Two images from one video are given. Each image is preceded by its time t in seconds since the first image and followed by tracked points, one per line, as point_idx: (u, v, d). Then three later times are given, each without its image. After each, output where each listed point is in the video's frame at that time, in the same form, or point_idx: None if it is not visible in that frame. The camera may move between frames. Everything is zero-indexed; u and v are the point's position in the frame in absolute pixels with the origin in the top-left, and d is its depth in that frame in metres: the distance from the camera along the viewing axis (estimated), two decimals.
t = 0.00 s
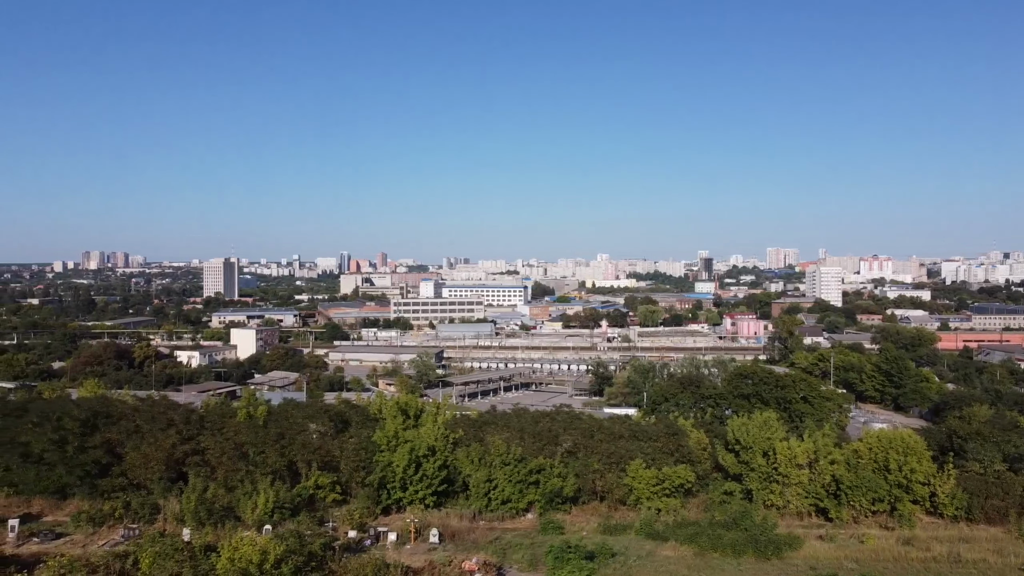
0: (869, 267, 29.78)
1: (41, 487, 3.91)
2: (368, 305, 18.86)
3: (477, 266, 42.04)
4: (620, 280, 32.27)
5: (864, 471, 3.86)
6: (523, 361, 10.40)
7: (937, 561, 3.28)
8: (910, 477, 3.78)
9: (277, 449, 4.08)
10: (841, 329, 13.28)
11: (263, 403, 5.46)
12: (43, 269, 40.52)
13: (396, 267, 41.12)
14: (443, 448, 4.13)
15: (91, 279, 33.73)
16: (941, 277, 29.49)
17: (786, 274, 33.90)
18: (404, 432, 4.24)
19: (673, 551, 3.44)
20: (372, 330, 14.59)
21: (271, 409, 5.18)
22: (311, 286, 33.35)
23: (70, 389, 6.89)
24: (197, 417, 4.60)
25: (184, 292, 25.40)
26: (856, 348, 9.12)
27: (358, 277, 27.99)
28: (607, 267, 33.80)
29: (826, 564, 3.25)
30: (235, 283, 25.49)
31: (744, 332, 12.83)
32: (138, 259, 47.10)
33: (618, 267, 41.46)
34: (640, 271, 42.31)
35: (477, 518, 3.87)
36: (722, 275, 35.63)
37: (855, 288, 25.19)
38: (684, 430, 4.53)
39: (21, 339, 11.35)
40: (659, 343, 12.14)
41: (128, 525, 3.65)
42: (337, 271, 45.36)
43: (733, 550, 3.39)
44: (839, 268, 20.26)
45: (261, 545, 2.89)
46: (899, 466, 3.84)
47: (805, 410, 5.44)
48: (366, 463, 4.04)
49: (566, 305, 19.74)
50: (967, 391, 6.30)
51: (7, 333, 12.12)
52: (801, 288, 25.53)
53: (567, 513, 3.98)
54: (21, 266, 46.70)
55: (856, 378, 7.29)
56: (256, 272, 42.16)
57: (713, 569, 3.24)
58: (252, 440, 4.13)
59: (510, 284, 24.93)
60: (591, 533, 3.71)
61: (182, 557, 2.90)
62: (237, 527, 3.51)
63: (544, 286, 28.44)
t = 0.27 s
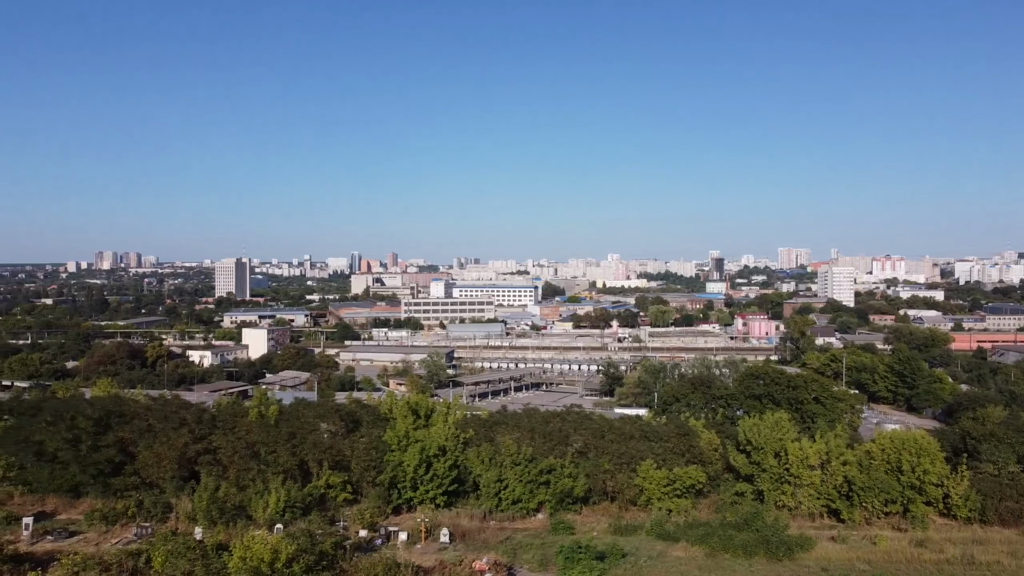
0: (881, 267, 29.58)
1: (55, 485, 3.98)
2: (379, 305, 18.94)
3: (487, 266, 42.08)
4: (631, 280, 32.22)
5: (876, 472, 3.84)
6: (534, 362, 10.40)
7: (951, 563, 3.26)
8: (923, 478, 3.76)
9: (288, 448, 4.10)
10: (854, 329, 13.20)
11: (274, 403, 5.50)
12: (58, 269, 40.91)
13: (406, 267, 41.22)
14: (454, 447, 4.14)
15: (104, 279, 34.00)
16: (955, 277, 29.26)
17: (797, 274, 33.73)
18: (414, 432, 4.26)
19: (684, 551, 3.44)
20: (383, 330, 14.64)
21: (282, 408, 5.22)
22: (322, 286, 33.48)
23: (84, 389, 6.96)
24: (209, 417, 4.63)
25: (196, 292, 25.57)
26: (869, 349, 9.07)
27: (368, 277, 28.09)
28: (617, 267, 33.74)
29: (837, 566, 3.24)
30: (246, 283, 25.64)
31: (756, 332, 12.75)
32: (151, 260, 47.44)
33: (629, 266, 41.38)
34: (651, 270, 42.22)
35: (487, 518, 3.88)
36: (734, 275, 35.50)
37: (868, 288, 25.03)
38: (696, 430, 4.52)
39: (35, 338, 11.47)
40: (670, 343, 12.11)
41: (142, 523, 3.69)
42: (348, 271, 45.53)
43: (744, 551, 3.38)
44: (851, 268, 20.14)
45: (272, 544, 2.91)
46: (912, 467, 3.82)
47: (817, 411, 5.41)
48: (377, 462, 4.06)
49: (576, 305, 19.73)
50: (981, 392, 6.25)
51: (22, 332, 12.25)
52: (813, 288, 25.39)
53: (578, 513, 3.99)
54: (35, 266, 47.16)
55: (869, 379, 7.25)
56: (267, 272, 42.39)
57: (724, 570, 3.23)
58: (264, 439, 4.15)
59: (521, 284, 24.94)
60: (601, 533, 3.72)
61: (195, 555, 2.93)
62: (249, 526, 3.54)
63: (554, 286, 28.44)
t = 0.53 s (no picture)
0: (894, 267, 29.38)
1: (69, 484, 4.04)
2: (389, 305, 18.99)
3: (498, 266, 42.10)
4: (641, 280, 32.16)
5: (889, 473, 3.82)
6: (544, 362, 10.41)
7: (964, 565, 3.24)
8: (936, 480, 3.74)
9: (300, 447, 4.12)
10: (866, 329, 13.12)
11: (285, 402, 5.53)
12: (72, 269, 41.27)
13: (417, 267, 41.31)
14: (464, 447, 4.15)
15: (118, 279, 34.26)
16: (969, 277, 29.02)
17: (809, 275, 33.54)
18: (425, 431, 4.28)
19: (695, 552, 3.44)
20: (394, 330, 14.67)
21: (293, 408, 5.24)
22: (333, 286, 33.60)
23: (97, 388, 7.02)
24: (221, 416, 4.66)
25: (208, 292, 25.73)
26: (882, 349, 9.01)
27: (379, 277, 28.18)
28: (628, 267, 33.68)
29: (850, 567, 3.23)
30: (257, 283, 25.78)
31: (767, 332, 12.66)
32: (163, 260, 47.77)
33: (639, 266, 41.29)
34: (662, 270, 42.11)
35: (497, 518, 3.89)
36: (745, 275, 35.35)
37: (880, 288, 24.86)
38: (706, 431, 4.51)
39: (49, 338, 11.58)
40: (681, 343, 12.08)
41: (154, 522, 3.72)
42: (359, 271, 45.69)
43: (755, 552, 3.38)
44: (863, 268, 20.01)
45: (284, 543, 2.93)
46: (925, 468, 3.80)
47: (829, 411, 5.40)
48: (388, 462, 4.08)
49: (587, 305, 19.71)
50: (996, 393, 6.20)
51: (36, 332, 12.36)
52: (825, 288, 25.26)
53: (588, 514, 3.99)
54: (50, 266, 47.61)
55: (881, 379, 7.21)
56: (279, 272, 42.61)
57: (735, 571, 3.23)
58: (275, 438, 4.18)
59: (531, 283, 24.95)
60: (612, 534, 3.72)
61: (206, 554, 2.95)
62: (261, 525, 3.57)
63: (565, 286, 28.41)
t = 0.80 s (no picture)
0: (907, 267, 29.16)
1: (83, 482, 4.08)
2: (400, 304, 19.05)
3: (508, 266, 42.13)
4: (652, 280, 32.07)
5: (902, 474, 3.80)
6: (555, 362, 10.41)
7: (978, 567, 3.22)
8: (950, 481, 3.71)
9: (311, 447, 4.14)
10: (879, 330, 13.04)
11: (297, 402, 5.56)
12: (86, 269, 41.64)
13: (428, 267, 41.39)
14: (475, 447, 4.16)
15: (131, 279, 34.53)
16: (983, 277, 28.75)
17: (821, 275, 33.34)
18: (435, 431, 4.29)
19: (706, 553, 3.43)
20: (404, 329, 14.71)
21: (305, 407, 5.27)
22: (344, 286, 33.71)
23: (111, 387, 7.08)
24: (233, 415, 4.69)
25: (221, 292, 25.90)
26: (895, 350, 8.95)
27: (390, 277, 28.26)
28: (638, 267, 33.60)
29: (862, 569, 3.21)
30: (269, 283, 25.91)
31: (779, 332, 12.61)
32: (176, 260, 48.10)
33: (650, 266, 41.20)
34: (673, 270, 41.99)
35: (508, 518, 3.90)
36: (756, 275, 35.19)
37: (894, 288, 24.68)
38: (717, 431, 4.50)
39: (63, 338, 11.69)
40: (692, 343, 12.04)
41: (166, 520, 3.76)
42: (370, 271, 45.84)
43: (766, 553, 3.37)
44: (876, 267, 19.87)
45: (295, 542, 2.94)
46: (938, 469, 3.77)
47: (841, 412, 5.36)
48: (399, 461, 4.09)
49: (597, 305, 19.69)
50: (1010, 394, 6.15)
51: (51, 331, 12.48)
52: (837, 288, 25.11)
53: (598, 514, 3.99)
54: (64, 266, 48.05)
55: (894, 380, 7.16)
56: (290, 272, 42.82)
57: (746, 572, 3.22)
58: (286, 437, 4.20)
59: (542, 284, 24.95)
60: (623, 534, 3.72)
61: (218, 552, 2.98)
62: (272, 524, 3.59)
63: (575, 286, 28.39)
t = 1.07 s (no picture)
0: (920, 267, 28.95)
1: (95, 481, 4.12)
2: (411, 305, 19.10)
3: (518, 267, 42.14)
4: (663, 280, 32.00)
5: (915, 475, 3.78)
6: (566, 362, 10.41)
7: (991, 569, 3.20)
8: (963, 483, 3.69)
9: (322, 446, 4.17)
10: (892, 330, 12.95)
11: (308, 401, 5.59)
12: (99, 270, 41.99)
13: (438, 267, 41.47)
14: (485, 447, 4.18)
15: (143, 279, 34.79)
16: (998, 277, 28.48)
17: (833, 275, 33.14)
18: (446, 431, 4.31)
19: (717, 554, 3.43)
20: (415, 329, 14.76)
21: (315, 407, 5.30)
22: (355, 286, 33.83)
23: (124, 386, 7.14)
24: (244, 414, 4.72)
25: (232, 292, 26.06)
26: (908, 350, 8.89)
27: (401, 277, 28.34)
28: (649, 267, 33.53)
29: (874, 570, 3.20)
30: (280, 283, 26.05)
31: (791, 332, 12.55)
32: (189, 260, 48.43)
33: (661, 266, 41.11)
34: (684, 270, 41.87)
35: (518, 518, 3.91)
36: (768, 275, 35.02)
37: (906, 288, 24.51)
38: (729, 432, 4.49)
39: (77, 337, 11.80)
40: (703, 344, 12.01)
41: (179, 519, 3.79)
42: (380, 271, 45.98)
43: (777, 554, 3.36)
44: (889, 267, 19.74)
45: (306, 540, 2.96)
46: (951, 470, 3.75)
47: (853, 413, 5.34)
48: (409, 461, 4.11)
49: (608, 305, 19.67)
50: None
51: (65, 331, 12.60)
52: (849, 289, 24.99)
53: (609, 514, 3.99)
54: (78, 266, 48.49)
55: (907, 380, 7.12)
56: (301, 272, 43.03)
57: (757, 573, 3.21)
58: (297, 437, 4.22)
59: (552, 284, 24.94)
60: (633, 534, 3.72)
61: (230, 551, 3.00)
62: (283, 523, 3.62)
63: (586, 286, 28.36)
